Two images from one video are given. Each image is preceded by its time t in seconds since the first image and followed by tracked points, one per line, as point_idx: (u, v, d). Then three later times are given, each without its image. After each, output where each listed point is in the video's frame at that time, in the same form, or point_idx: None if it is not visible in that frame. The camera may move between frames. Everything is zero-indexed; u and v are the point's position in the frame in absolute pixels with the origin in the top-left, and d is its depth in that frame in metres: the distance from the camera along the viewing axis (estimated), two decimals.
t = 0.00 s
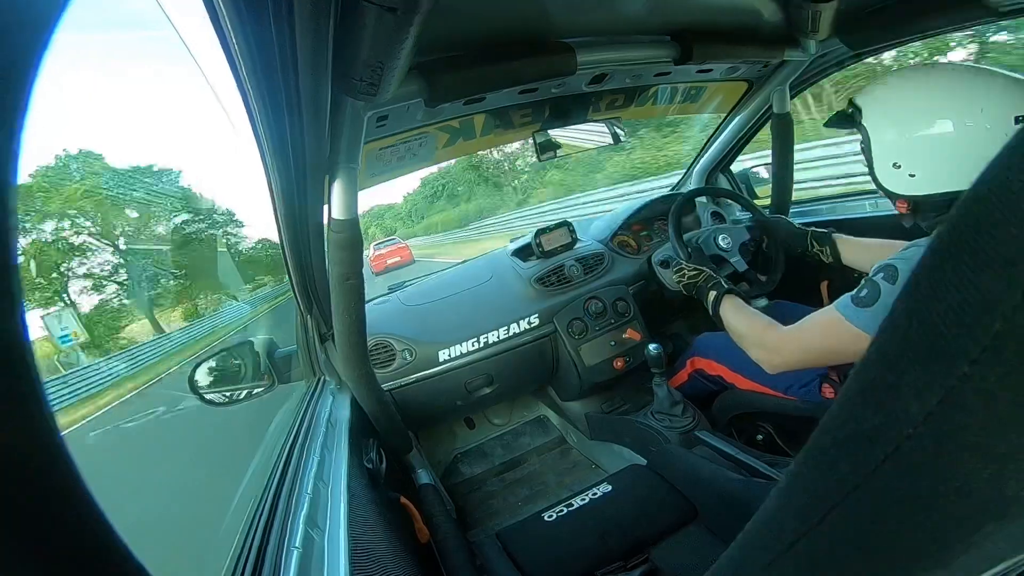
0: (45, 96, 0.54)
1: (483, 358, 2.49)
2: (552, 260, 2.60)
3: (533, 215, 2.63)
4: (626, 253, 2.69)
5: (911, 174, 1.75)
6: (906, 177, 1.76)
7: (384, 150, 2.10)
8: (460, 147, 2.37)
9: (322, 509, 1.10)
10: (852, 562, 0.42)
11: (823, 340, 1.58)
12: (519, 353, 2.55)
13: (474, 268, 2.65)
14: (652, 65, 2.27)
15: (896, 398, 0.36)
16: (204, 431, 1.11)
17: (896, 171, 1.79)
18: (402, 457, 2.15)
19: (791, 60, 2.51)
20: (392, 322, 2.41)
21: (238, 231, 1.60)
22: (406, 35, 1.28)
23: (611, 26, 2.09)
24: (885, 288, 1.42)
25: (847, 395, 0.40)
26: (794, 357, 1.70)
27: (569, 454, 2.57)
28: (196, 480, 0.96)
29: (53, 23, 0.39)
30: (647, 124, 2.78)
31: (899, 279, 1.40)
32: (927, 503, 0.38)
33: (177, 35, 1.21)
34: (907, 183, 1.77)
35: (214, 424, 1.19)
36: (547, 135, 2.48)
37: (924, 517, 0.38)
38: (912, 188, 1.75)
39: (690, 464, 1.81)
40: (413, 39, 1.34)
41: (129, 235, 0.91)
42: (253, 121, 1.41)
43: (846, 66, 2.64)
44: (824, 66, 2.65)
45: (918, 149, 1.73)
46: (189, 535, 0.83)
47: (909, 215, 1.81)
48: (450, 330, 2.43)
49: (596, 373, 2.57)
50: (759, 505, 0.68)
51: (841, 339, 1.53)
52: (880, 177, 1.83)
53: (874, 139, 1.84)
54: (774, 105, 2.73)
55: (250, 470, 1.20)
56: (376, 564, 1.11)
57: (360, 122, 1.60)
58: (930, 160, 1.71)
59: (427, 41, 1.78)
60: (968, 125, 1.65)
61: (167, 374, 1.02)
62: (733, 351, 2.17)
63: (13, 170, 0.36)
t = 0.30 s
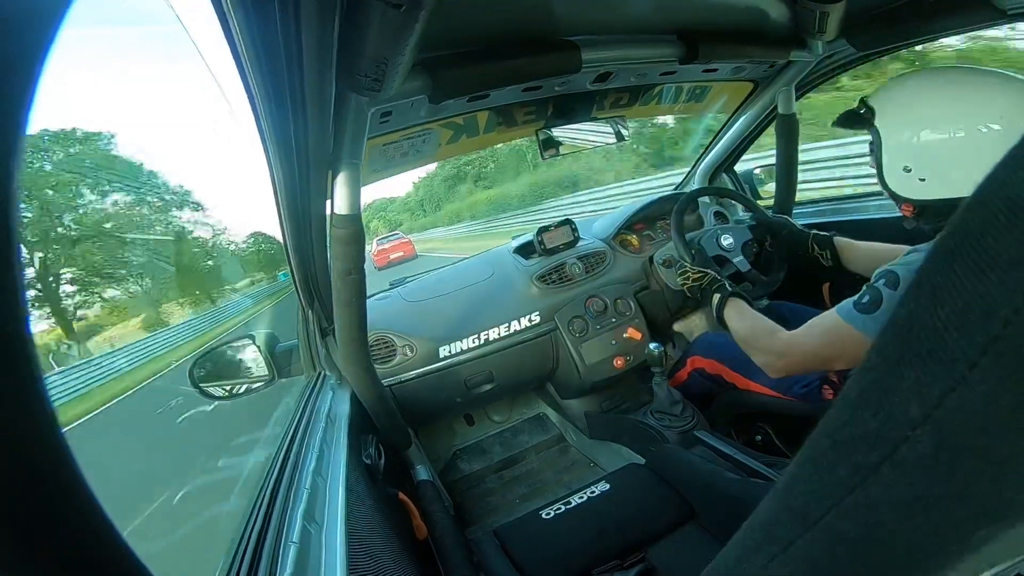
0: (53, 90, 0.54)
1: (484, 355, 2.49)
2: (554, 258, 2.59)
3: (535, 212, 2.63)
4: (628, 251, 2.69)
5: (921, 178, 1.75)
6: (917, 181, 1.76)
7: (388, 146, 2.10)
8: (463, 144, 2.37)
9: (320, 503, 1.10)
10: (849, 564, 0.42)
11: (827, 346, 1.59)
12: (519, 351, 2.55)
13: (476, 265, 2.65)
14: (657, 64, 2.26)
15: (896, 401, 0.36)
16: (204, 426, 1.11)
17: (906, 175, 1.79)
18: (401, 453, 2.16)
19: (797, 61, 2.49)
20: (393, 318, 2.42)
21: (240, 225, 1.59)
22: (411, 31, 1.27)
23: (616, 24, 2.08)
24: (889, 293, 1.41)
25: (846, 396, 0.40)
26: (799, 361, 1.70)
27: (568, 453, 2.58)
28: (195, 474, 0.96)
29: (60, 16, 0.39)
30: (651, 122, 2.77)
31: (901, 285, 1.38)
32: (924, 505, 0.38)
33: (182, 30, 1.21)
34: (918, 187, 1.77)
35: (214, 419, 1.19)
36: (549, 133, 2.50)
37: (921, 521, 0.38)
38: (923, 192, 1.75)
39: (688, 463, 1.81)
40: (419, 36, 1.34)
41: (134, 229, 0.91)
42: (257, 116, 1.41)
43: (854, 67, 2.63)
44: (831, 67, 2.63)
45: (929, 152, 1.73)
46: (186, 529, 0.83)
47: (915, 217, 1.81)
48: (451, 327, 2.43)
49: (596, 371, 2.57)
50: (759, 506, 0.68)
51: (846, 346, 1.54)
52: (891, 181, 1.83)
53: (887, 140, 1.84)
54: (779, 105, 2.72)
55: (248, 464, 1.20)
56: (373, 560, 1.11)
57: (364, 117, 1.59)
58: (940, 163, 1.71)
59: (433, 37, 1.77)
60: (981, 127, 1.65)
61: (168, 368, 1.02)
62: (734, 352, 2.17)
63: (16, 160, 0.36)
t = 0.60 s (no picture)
0: (54, 85, 0.53)
1: (484, 352, 2.49)
2: (554, 256, 2.59)
3: (536, 209, 2.63)
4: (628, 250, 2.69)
5: (923, 178, 1.74)
6: (919, 181, 1.75)
7: (388, 143, 2.10)
8: (464, 142, 2.36)
9: (319, 501, 1.10)
10: (846, 564, 0.42)
11: (827, 346, 1.59)
12: (520, 349, 2.55)
13: (476, 262, 2.66)
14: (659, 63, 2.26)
15: (896, 400, 0.36)
16: (202, 423, 1.10)
17: (908, 176, 1.79)
18: (400, 450, 2.16)
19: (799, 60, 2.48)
20: (393, 315, 2.42)
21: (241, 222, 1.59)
22: (413, 27, 1.27)
23: (618, 23, 2.08)
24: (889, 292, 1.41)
25: (845, 397, 0.40)
26: (799, 360, 1.69)
27: (567, 451, 2.58)
28: (194, 472, 0.96)
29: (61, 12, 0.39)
30: (652, 120, 2.77)
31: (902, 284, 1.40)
32: (924, 506, 0.37)
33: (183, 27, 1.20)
34: (920, 187, 1.76)
35: (212, 418, 1.18)
36: (551, 131, 2.50)
37: (923, 521, 0.38)
38: (926, 192, 1.74)
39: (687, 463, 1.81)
40: (420, 33, 1.33)
41: (137, 227, 0.91)
42: (257, 114, 1.41)
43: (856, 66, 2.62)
44: (833, 67, 2.62)
45: (931, 152, 1.72)
46: (186, 527, 0.83)
47: (918, 219, 1.81)
48: (451, 324, 2.43)
49: (596, 369, 2.57)
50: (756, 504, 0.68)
51: (846, 345, 1.53)
52: (892, 183, 1.83)
53: (884, 141, 1.84)
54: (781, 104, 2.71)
55: (247, 462, 1.20)
56: (372, 558, 1.11)
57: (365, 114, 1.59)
58: (942, 162, 1.70)
59: (434, 35, 1.77)
60: (977, 126, 1.65)
61: (167, 365, 1.02)
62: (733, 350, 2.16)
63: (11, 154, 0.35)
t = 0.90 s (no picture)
0: (50, 82, 0.53)
1: (483, 350, 2.49)
2: (552, 254, 2.59)
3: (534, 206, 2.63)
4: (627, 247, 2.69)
5: (919, 175, 1.74)
6: (916, 178, 1.75)
7: (387, 142, 2.10)
8: (463, 139, 2.36)
9: (319, 500, 1.10)
10: (845, 560, 0.43)
11: (826, 343, 1.58)
12: (519, 347, 2.56)
13: (475, 260, 2.66)
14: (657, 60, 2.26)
15: (895, 397, 0.36)
16: (201, 422, 1.10)
17: (904, 173, 1.78)
18: (400, 449, 2.16)
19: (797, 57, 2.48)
20: (392, 313, 2.42)
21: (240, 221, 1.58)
22: (411, 24, 1.27)
23: (616, 20, 2.08)
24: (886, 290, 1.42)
25: (844, 394, 0.40)
26: (800, 359, 1.69)
27: (566, 448, 2.58)
28: (194, 472, 0.96)
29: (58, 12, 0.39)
30: (651, 118, 2.77)
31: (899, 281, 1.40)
32: (923, 503, 0.38)
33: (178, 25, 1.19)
34: (916, 184, 1.76)
35: (211, 419, 1.17)
36: (550, 129, 2.49)
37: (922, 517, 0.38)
38: (922, 188, 1.74)
39: (685, 460, 1.82)
40: (418, 31, 1.33)
41: (134, 224, 0.90)
42: (255, 113, 1.40)
43: (854, 63, 2.62)
44: (832, 64, 2.62)
45: (927, 149, 1.73)
46: (185, 527, 0.83)
47: (913, 215, 1.81)
48: (450, 322, 2.43)
49: (595, 367, 2.58)
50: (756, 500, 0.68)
51: (847, 342, 1.52)
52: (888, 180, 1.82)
53: (878, 138, 1.84)
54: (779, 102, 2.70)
55: (247, 461, 1.20)
56: (372, 555, 1.11)
57: (362, 111, 1.58)
58: (938, 159, 1.71)
59: (432, 33, 1.77)
60: (969, 123, 1.67)
61: (164, 365, 1.01)
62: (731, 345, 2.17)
63: (11, 153, 0.35)
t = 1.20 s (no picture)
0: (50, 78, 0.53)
1: (482, 348, 2.49)
2: (551, 253, 2.59)
3: (532, 205, 2.63)
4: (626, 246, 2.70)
5: (917, 174, 1.75)
6: (913, 177, 1.75)
7: (386, 140, 2.10)
8: (462, 138, 2.36)
9: (317, 498, 1.10)
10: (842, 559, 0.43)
11: (823, 343, 1.58)
12: (517, 346, 2.56)
13: (474, 259, 2.66)
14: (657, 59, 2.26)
15: (892, 396, 0.36)
16: (198, 420, 1.10)
17: (903, 172, 1.79)
18: (398, 448, 2.16)
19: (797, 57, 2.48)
20: (390, 311, 2.41)
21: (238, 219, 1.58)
22: (410, 23, 1.27)
23: (615, 19, 2.08)
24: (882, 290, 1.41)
25: (842, 393, 0.40)
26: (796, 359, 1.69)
27: (564, 447, 2.58)
28: (191, 470, 0.96)
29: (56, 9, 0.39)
30: (650, 118, 2.77)
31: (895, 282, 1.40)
32: (920, 503, 0.38)
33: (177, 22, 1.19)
34: (913, 183, 1.77)
35: (206, 417, 1.17)
36: (549, 128, 2.48)
37: (919, 517, 0.38)
38: (918, 188, 1.75)
39: (683, 460, 1.82)
40: (417, 30, 1.33)
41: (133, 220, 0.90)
42: (254, 110, 1.40)
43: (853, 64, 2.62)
44: (831, 64, 2.62)
45: (926, 149, 1.73)
46: (182, 524, 0.83)
47: (910, 213, 1.81)
48: (448, 321, 2.43)
49: (594, 366, 2.58)
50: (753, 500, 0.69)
51: (843, 342, 1.53)
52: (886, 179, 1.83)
53: (883, 137, 1.83)
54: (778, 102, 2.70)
55: (244, 460, 1.20)
56: (369, 553, 1.11)
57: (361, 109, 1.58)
58: (935, 159, 1.71)
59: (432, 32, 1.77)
60: (973, 125, 1.65)
61: (162, 362, 1.01)
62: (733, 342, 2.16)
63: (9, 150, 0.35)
